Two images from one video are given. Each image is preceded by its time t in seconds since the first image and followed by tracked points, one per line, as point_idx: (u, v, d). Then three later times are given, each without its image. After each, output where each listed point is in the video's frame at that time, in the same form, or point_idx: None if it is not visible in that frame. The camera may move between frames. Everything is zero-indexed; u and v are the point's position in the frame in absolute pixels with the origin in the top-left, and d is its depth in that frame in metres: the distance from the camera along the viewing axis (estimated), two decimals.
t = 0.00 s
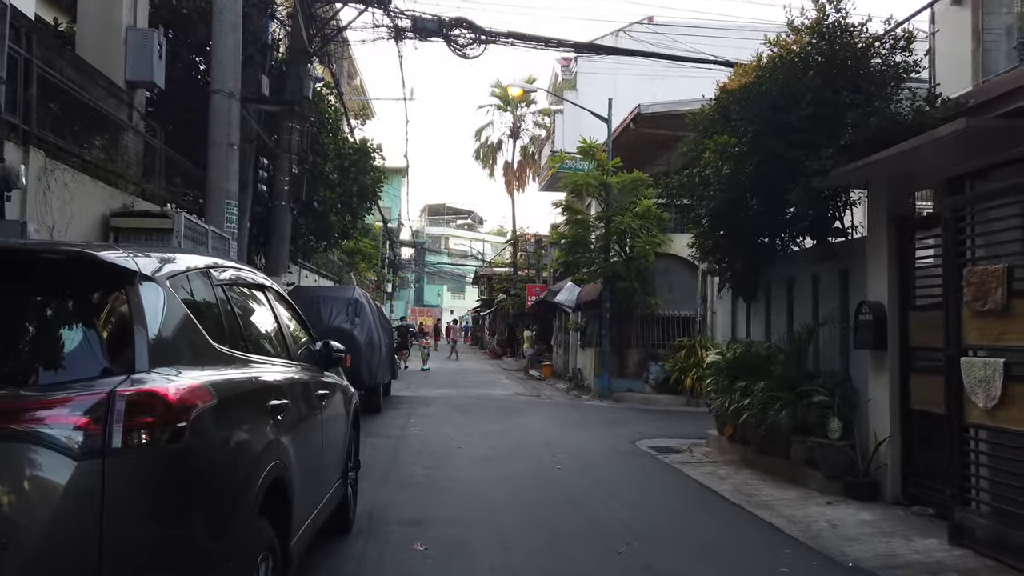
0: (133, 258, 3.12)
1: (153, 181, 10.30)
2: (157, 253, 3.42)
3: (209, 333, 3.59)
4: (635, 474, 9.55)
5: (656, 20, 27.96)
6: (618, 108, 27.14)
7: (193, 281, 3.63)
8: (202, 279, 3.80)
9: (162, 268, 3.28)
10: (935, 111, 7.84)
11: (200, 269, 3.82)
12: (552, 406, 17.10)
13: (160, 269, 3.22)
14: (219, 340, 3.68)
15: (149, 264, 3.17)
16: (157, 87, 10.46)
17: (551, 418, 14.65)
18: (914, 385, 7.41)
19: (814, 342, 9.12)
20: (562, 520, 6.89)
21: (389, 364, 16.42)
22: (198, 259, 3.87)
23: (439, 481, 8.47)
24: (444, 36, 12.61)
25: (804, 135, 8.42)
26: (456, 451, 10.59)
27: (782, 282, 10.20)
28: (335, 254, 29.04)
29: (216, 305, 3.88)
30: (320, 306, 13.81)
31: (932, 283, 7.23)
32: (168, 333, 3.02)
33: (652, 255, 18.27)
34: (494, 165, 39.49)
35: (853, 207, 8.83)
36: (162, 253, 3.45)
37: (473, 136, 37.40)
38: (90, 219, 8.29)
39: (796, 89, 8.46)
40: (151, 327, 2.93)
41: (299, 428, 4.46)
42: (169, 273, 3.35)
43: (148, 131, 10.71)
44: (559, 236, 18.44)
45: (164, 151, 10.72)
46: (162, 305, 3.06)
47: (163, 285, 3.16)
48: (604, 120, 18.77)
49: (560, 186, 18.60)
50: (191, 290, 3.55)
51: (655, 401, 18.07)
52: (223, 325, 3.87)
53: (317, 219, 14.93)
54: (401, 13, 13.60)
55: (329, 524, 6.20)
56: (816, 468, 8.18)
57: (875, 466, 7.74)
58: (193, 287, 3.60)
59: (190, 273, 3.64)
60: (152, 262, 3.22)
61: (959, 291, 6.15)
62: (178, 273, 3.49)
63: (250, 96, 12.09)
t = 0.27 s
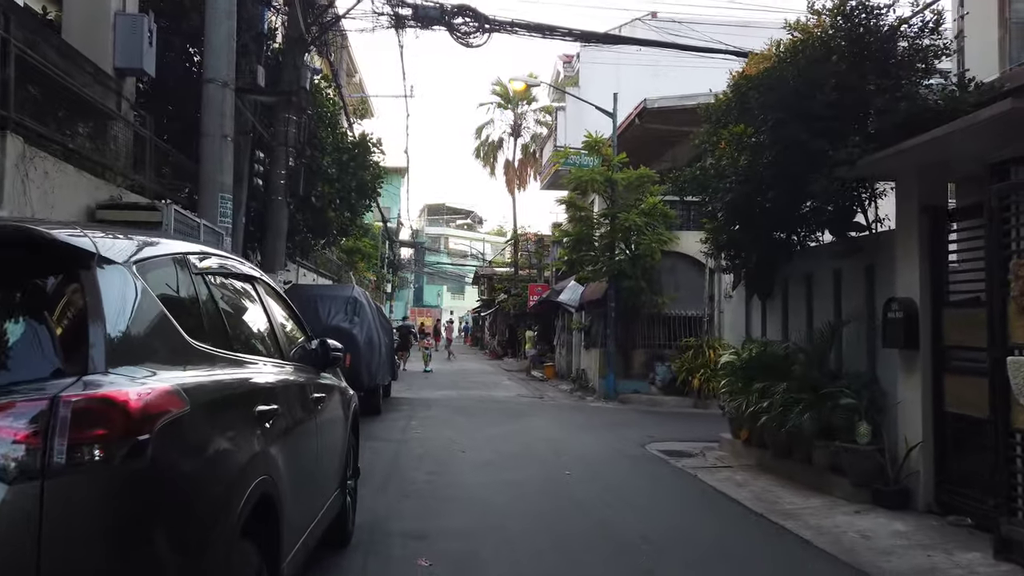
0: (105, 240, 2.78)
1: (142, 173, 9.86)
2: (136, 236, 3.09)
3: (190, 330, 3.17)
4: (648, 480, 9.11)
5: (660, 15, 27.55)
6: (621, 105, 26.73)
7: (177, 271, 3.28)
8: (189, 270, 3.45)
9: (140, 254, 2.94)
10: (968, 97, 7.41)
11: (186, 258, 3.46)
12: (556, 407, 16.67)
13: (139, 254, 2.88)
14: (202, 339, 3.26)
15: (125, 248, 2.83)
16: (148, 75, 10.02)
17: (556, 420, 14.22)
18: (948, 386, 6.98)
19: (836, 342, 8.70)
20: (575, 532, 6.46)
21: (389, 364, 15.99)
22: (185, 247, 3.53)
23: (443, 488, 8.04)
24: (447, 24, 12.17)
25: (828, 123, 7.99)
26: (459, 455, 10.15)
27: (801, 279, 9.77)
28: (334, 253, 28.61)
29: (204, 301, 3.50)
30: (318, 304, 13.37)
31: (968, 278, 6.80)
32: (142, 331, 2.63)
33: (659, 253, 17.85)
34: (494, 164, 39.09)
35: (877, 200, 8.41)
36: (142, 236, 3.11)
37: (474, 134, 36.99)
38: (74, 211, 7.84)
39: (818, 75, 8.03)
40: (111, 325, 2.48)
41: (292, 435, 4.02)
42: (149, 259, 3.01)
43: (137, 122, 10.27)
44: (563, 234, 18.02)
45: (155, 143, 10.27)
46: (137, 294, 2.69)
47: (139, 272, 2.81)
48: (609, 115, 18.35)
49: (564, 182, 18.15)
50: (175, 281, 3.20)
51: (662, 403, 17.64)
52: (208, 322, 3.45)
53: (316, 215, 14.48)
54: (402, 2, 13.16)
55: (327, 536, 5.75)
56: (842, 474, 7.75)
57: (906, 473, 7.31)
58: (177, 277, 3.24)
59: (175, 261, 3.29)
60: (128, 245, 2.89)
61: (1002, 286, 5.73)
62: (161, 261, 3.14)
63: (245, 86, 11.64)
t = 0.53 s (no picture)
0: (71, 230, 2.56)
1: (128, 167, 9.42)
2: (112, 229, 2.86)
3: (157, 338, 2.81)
4: (658, 489, 8.67)
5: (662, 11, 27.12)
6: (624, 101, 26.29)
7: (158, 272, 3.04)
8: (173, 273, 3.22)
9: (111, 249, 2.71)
10: (1001, 84, 6.98)
11: (171, 261, 3.24)
12: (559, 410, 16.23)
13: (104, 254, 2.61)
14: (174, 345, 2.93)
15: (90, 246, 2.57)
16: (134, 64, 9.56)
17: (559, 423, 13.80)
18: (982, 391, 6.55)
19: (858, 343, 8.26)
20: (585, 548, 6.03)
21: (387, 365, 15.53)
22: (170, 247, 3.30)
23: (443, 498, 7.60)
24: (447, 13, 11.73)
25: (850, 113, 7.56)
26: (460, 461, 9.71)
27: (818, 278, 9.34)
28: (331, 251, 28.15)
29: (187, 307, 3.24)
30: (314, 304, 12.92)
31: (1004, 275, 6.37)
32: (95, 337, 2.34)
33: (664, 251, 17.41)
34: (494, 162, 38.63)
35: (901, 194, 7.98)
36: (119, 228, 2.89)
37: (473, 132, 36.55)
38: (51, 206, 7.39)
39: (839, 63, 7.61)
40: (39, 328, 2.16)
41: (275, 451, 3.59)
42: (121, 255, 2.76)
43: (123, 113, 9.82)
44: (565, 231, 17.57)
45: (141, 135, 9.83)
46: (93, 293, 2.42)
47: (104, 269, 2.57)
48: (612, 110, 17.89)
49: (567, 179, 17.70)
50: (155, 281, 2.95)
51: (667, 405, 17.21)
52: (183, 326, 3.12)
53: (311, 211, 14.03)
54: None
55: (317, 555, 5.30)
56: (866, 484, 7.33)
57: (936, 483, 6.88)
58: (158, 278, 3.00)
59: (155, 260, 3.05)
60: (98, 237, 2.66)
61: None
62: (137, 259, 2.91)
63: (236, 77, 11.19)
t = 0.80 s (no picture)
0: (25, 223, 2.46)
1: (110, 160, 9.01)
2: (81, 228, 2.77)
3: (91, 349, 2.51)
4: (665, 497, 8.25)
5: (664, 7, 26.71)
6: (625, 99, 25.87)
7: (121, 276, 2.91)
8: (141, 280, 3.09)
9: (63, 252, 2.58)
10: None
11: (142, 267, 3.13)
12: (559, 412, 15.81)
13: (52, 263, 2.47)
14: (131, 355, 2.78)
15: (38, 254, 2.43)
16: (115, 53, 9.15)
17: (559, 426, 13.39)
18: (1012, 395, 6.14)
19: (876, 345, 7.84)
20: (590, 564, 5.62)
21: (383, 367, 15.11)
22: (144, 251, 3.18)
23: (438, 509, 7.19)
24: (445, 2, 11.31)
25: (867, 100, 7.19)
26: (457, 468, 9.29)
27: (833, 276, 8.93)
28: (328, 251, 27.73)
29: (153, 314, 3.09)
30: (307, 303, 12.49)
31: None
32: (33, 350, 2.19)
33: (667, 250, 17.00)
34: (494, 161, 38.19)
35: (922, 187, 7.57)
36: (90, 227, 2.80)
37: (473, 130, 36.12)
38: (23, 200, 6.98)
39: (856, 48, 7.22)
40: None
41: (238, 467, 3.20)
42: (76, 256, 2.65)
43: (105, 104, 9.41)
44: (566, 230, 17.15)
45: (124, 127, 9.42)
46: (18, 302, 2.26)
47: (48, 274, 2.45)
48: (614, 105, 17.48)
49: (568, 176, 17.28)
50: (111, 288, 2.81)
51: (671, 408, 16.79)
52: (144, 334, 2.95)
53: (305, 208, 13.61)
54: None
55: None
56: (886, 493, 6.93)
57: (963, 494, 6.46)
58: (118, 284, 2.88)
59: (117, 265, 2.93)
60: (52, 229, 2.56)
61: None
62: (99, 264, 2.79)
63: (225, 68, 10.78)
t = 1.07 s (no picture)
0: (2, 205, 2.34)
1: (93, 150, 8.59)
2: (61, 204, 2.63)
3: (13, 342, 2.12)
4: (677, 504, 7.82)
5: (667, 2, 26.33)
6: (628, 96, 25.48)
7: (97, 271, 2.74)
8: (120, 275, 2.88)
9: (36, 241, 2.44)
10: None
11: (123, 262, 2.93)
12: (561, 414, 15.36)
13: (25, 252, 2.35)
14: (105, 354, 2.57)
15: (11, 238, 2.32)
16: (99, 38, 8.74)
17: (562, 429, 12.95)
18: None
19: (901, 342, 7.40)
20: None
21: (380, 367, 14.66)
22: (131, 244, 3.00)
23: (437, 517, 6.76)
24: None
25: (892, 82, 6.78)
26: (457, 473, 8.86)
27: (853, 270, 8.51)
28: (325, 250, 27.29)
29: (128, 311, 2.84)
30: (302, 302, 12.05)
31: None
32: None
33: (672, 248, 16.57)
34: (493, 160, 37.79)
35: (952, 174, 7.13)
36: (72, 207, 2.65)
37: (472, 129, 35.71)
38: None
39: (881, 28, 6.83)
40: None
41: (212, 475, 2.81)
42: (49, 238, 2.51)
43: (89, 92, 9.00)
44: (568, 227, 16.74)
45: (109, 116, 9.01)
46: None
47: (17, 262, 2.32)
48: (618, 99, 17.07)
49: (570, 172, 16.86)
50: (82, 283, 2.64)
51: (676, 409, 16.37)
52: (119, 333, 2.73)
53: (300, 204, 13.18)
54: None
55: None
56: (914, 500, 6.50)
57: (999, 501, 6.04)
58: (90, 278, 2.70)
59: (93, 255, 2.75)
60: (26, 205, 2.42)
61: None
62: (71, 253, 2.63)
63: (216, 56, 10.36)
